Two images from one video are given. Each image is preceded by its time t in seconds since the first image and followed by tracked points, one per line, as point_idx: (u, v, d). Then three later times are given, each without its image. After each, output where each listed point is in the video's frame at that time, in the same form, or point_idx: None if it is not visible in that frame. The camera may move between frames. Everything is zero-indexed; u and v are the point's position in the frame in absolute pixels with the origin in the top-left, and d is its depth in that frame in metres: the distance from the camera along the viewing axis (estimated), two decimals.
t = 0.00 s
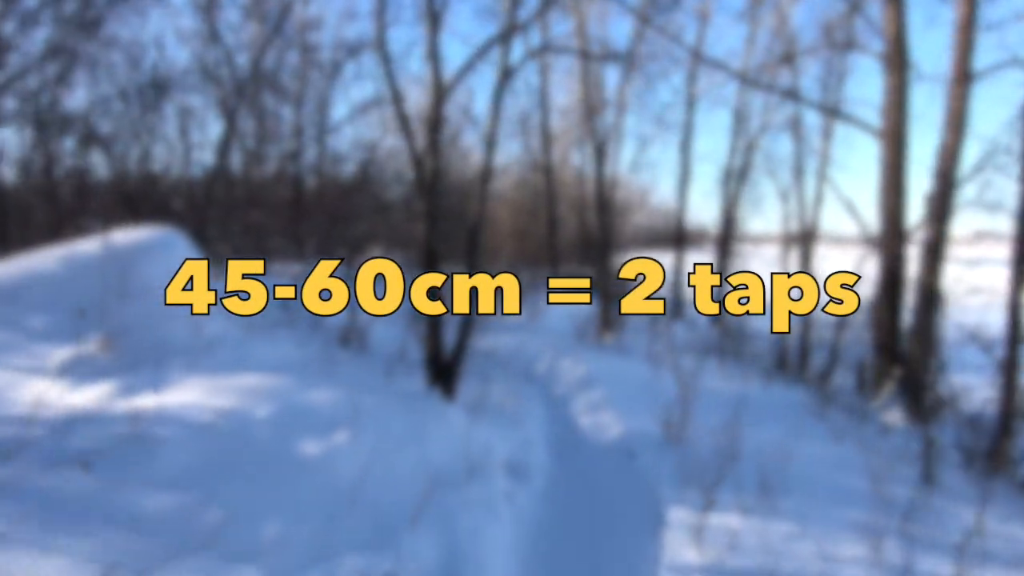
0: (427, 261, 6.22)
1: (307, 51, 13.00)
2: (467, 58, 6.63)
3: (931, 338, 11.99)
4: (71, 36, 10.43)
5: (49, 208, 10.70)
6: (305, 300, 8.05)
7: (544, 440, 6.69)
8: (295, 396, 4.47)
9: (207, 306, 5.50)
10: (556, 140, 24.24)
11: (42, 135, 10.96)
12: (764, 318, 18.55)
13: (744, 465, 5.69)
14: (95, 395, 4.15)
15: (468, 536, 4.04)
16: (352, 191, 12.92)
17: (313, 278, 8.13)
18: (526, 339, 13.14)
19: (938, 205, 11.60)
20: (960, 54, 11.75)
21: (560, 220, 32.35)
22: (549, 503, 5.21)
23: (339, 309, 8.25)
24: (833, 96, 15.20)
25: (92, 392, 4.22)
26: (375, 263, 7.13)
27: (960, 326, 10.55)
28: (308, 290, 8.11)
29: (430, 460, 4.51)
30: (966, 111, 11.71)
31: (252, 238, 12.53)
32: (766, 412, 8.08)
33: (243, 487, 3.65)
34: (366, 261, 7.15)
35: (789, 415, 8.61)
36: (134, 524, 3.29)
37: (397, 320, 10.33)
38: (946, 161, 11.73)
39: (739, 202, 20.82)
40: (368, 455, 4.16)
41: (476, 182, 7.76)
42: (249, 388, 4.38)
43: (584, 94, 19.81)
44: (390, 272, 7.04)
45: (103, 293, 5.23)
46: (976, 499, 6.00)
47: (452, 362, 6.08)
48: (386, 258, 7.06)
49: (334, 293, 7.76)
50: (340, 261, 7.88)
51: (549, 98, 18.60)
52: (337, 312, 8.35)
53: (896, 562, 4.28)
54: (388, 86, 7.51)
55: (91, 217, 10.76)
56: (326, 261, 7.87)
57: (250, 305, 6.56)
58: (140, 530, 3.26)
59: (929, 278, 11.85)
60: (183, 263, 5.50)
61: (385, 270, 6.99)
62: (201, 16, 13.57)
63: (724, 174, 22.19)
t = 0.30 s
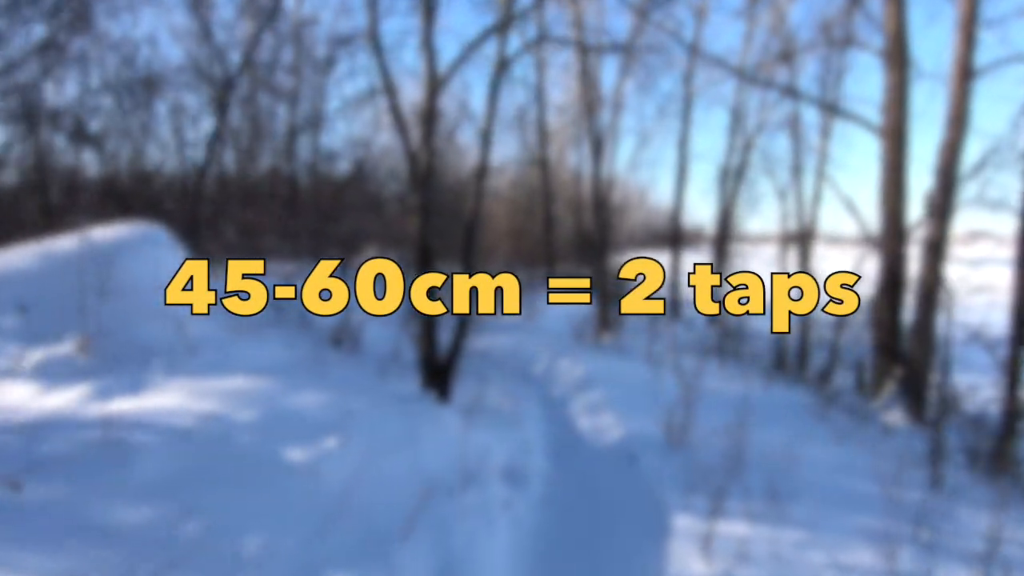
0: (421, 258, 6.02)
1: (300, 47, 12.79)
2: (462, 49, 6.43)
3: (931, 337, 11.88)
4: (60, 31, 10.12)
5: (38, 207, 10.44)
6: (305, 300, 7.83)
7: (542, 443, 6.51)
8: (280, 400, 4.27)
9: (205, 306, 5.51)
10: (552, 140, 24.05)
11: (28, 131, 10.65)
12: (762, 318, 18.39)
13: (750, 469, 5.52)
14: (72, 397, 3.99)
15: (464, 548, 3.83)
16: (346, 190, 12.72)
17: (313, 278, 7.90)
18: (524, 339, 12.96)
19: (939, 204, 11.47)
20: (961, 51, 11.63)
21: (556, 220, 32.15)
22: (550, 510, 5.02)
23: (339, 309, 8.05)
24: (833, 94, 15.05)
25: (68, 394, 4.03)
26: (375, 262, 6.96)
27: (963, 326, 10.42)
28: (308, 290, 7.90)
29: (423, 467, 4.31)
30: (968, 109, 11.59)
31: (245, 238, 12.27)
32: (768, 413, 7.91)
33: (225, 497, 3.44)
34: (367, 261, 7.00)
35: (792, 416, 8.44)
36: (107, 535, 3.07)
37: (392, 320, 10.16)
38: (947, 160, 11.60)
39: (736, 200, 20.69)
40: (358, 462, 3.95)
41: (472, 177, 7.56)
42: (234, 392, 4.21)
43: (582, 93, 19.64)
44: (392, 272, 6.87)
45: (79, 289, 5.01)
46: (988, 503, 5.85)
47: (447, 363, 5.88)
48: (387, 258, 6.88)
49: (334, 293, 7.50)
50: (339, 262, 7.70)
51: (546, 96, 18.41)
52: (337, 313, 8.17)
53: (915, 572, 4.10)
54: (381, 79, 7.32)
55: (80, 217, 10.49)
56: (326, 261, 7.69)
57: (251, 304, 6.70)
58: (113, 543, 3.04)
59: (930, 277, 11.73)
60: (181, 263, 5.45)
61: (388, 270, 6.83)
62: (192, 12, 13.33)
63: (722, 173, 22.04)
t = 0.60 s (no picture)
0: (409, 254, 5.71)
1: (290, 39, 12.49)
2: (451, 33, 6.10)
3: (936, 336, 11.61)
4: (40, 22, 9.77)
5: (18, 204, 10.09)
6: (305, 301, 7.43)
7: (537, 449, 6.21)
8: (250, 406, 3.97)
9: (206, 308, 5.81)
10: (549, 138, 23.76)
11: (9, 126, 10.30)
12: (762, 317, 18.15)
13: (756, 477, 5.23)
14: (20, 404, 3.66)
15: (449, 569, 3.52)
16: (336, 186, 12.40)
17: (312, 278, 7.45)
18: (519, 339, 12.66)
19: (945, 200, 11.21)
20: (967, 43, 11.37)
21: (552, 219, 31.88)
22: (545, 522, 4.71)
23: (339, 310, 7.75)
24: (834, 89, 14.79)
25: (16, 401, 3.71)
26: (373, 262, 6.54)
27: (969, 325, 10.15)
28: (308, 290, 7.49)
29: (407, 477, 4.00)
30: (973, 103, 11.34)
31: (233, 236, 11.91)
32: (771, 416, 7.62)
33: (183, 514, 3.09)
34: (366, 261, 6.59)
35: (796, 419, 8.16)
36: (42, 558, 2.71)
37: (383, 320, 9.86)
38: (952, 155, 11.35)
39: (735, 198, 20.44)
40: (335, 473, 3.64)
41: (464, 170, 7.24)
42: (200, 398, 3.91)
43: (578, 90, 19.36)
44: (392, 272, 6.45)
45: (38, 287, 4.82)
46: (1002, 509, 5.59)
47: (436, 365, 5.54)
48: (387, 258, 6.44)
49: (332, 294, 7.26)
50: (341, 261, 7.35)
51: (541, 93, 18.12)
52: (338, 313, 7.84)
53: None
54: (369, 68, 7.01)
55: (60, 214, 10.13)
56: (326, 261, 7.28)
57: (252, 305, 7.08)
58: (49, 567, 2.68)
59: (935, 275, 11.45)
60: (182, 262, 5.81)
61: (387, 270, 6.42)
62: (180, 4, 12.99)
63: (720, 171, 21.78)
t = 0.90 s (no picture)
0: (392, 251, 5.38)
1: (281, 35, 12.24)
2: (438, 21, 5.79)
3: (939, 338, 11.37)
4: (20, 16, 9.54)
5: None
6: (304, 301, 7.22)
7: (530, 460, 5.96)
8: (215, 423, 3.75)
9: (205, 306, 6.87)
10: (546, 137, 23.55)
11: None
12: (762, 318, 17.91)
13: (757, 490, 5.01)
14: None
15: None
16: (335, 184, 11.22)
17: (312, 278, 7.17)
18: (515, 341, 12.41)
19: (949, 198, 10.88)
20: (970, 39, 11.16)
21: (550, 220, 31.63)
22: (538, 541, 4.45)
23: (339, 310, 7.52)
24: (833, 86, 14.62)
25: None
26: (374, 262, 5.73)
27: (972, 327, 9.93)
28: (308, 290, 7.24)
29: (388, 497, 3.73)
30: (977, 100, 11.13)
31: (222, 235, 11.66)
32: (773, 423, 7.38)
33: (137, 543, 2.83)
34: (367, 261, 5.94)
35: (799, 425, 7.91)
36: None
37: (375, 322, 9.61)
38: (955, 153, 11.15)
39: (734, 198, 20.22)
40: (308, 492, 3.38)
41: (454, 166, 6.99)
42: (161, 413, 3.74)
43: (575, 88, 19.16)
44: (392, 271, 5.25)
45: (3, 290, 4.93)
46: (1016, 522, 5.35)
47: (423, 372, 5.21)
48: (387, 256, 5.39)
49: (331, 295, 7.01)
50: (341, 261, 7.10)
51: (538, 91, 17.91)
52: (336, 314, 7.62)
53: None
54: (357, 62, 6.75)
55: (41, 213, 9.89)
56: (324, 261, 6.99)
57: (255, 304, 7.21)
58: None
59: (938, 275, 11.23)
60: (182, 263, 6.73)
61: (388, 271, 5.32)
62: None
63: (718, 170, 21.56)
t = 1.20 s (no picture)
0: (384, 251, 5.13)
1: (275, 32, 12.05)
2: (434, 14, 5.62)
3: (943, 339, 11.23)
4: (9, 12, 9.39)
5: None
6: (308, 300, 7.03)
7: (529, 466, 5.80)
8: (194, 434, 3.57)
9: (209, 303, 6.86)
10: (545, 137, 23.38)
11: None
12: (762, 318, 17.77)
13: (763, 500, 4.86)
14: None
15: None
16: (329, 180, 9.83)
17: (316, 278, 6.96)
18: (513, 343, 12.27)
19: (950, 199, 10.99)
20: (974, 36, 11.03)
21: (549, 220, 31.48)
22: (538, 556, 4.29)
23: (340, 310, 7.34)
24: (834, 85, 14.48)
25: None
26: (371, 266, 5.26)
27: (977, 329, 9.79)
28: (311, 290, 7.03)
29: (379, 511, 3.55)
30: (981, 98, 11.00)
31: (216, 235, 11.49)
32: (777, 428, 7.22)
33: (108, 566, 2.66)
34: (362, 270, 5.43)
35: (802, 429, 7.76)
36: None
37: (371, 324, 9.45)
38: (960, 153, 11.06)
39: (734, 197, 20.12)
40: (292, 507, 3.20)
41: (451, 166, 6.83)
42: (139, 423, 3.57)
43: (574, 87, 18.99)
44: (393, 272, 4.79)
45: None
46: None
47: (417, 378, 4.92)
48: (387, 256, 5.14)
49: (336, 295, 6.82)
50: (346, 261, 6.87)
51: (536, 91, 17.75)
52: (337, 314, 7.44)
53: None
54: (351, 57, 6.59)
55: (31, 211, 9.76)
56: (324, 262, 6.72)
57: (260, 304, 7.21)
58: None
59: (942, 276, 11.07)
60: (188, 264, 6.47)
61: (390, 272, 4.92)
62: None
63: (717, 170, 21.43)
